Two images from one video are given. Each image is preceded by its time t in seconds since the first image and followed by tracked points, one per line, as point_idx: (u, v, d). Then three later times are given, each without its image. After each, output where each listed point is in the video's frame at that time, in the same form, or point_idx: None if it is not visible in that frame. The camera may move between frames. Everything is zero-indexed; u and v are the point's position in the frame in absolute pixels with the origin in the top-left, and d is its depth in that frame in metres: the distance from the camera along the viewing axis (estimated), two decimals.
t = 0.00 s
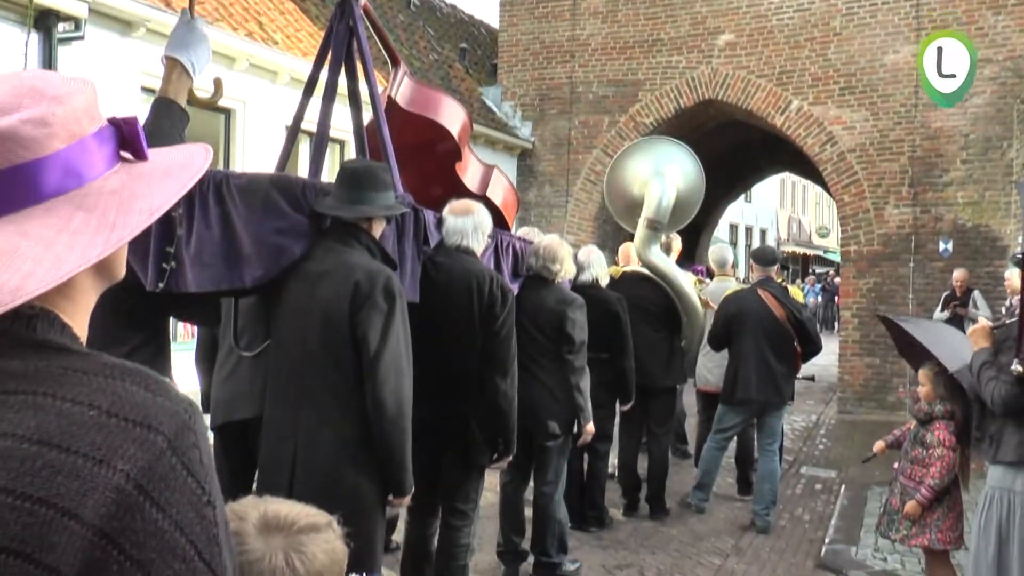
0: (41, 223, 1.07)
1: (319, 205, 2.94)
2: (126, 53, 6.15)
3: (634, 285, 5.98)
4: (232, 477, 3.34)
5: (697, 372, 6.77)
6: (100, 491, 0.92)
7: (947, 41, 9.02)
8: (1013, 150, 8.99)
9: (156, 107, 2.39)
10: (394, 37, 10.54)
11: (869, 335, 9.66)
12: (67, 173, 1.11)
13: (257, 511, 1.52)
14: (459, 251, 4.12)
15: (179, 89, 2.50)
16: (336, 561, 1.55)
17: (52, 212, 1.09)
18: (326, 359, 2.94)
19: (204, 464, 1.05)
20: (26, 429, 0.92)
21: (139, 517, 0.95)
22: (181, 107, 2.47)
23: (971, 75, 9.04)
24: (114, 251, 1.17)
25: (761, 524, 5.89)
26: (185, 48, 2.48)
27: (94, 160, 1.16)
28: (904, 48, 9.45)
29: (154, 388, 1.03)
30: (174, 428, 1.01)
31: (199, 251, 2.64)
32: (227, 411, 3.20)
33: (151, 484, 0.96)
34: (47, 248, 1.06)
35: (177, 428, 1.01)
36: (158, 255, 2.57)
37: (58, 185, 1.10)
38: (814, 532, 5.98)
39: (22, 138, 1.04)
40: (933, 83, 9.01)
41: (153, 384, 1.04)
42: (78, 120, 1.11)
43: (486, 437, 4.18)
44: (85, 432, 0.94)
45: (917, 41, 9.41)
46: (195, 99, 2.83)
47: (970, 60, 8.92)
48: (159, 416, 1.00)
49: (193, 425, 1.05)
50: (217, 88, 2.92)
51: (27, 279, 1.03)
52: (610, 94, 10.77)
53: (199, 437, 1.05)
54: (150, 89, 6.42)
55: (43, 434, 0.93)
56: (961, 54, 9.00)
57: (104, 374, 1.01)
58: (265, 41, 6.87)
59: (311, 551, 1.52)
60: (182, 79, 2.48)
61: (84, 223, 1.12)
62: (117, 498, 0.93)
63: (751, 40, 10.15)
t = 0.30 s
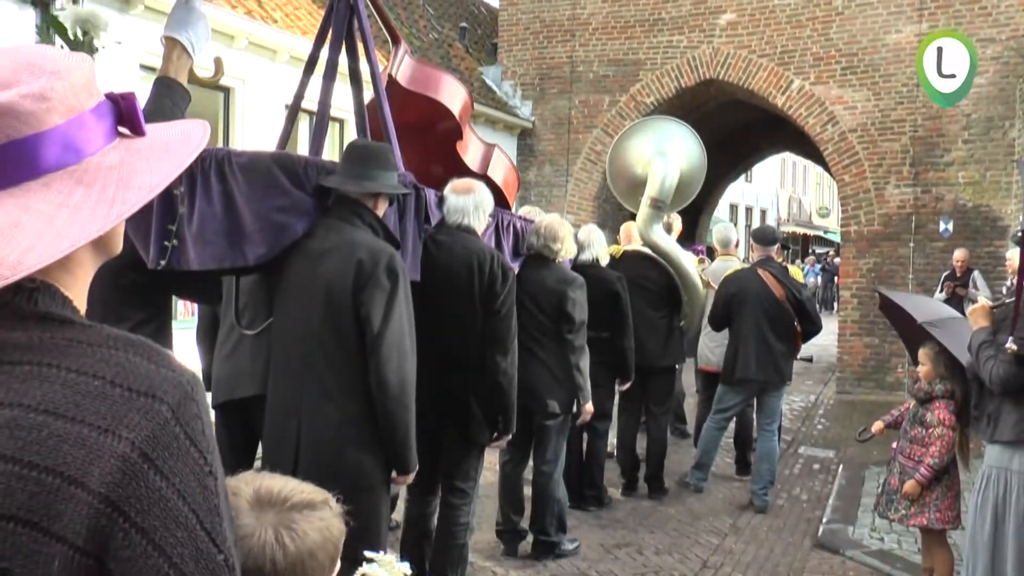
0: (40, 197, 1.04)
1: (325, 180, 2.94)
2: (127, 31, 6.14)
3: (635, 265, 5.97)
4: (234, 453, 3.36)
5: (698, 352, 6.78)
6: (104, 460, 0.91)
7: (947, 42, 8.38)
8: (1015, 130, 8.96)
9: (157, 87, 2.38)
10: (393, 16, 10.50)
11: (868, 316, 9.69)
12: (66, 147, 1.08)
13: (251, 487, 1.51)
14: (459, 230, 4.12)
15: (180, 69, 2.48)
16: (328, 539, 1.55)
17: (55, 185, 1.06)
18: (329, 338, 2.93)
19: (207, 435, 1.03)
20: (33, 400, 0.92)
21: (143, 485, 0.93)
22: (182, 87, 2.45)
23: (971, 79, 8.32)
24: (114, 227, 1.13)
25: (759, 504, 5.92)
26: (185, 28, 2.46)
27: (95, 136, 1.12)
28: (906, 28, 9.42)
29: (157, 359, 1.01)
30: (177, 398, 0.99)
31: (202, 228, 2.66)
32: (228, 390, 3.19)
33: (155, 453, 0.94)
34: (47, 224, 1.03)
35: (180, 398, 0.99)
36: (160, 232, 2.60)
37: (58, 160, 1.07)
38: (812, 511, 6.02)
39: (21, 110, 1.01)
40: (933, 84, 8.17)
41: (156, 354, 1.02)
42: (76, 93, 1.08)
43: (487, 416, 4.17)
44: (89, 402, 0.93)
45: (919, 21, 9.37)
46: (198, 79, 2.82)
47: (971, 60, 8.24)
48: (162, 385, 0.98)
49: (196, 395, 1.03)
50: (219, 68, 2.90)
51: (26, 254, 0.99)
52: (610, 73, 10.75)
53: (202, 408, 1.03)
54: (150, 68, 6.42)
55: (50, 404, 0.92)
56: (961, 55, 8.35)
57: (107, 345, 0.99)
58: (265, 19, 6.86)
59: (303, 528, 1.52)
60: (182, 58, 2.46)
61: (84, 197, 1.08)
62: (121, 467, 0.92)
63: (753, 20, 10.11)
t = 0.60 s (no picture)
0: (35, 177, 1.03)
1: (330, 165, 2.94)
2: (128, 15, 6.13)
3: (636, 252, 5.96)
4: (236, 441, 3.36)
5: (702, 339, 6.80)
6: (96, 441, 0.88)
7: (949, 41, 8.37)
8: (1018, 118, 8.94)
9: (163, 75, 2.38)
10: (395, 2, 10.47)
11: (869, 303, 9.70)
12: (62, 128, 1.06)
13: (263, 470, 1.53)
14: (462, 216, 4.14)
15: (188, 57, 2.47)
16: (336, 526, 1.54)
17: (52, 166, 1.05)
18: (333, 323, 2.94)
19: (201, 419, 1.00)
20: (25, 379, 0.89)
21: (134, 467, 0.90)
22: (188, 75, 2.45)
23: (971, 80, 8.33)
24: (112, 209, 1.11)
25: (760, 491, 5.94)
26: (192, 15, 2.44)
27: (94, 118, 1.11)
28: (909, 15, 9.40)
29: (152, 341, 0.99)
30: (171, 380, 0.96)
31: (204, 214, 2.68)
32: (230, 376, 3.18)
33: (147, 435, 0.92)
34: (40, 204, 1.01)
35: (173, 380, 0.96)
36: (163, 218, 2.63)
37: (55, 142, 1.06)
38: (812, 498, 6.04)
39: (16, 90, 1.00)
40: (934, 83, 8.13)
41: (150, 336, 0.99)
42: (74, 75, 1.07)
43: (488, 403, 4.17)
44: (82, 382, 0.90)
45: (923, 7, 9.35)
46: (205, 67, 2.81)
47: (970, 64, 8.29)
48: (155, 367, 0.95)
49: (191, 378, 1.00)
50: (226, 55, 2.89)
51: (18, 233, 0.97)
52: (612, 60, 10.73)
53: (197, 391, 1.00)
54: (150, 53, 6.42)
55: (41, 384, 0.89)
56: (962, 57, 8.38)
57: (101, 327, 0.97)
58: (265, 5, 6.87)
59: (311, 513, 1.51)
60: (188, 46, 2.44)
61: (80, 177, 1.06)
62: (113, 448, 0.89)
63: (756, 7, 10.08)
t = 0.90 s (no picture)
0: (32, 166, 1.02)
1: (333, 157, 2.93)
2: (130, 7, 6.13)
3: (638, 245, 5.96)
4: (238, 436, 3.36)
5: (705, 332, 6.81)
6: (91, 432, 0.85)
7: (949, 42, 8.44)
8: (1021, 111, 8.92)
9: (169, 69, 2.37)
10: None
11: (870, 297, 9.70)
12: (61, 117, 1.06)
13: (265, 466, 1.54)
14: (464, 208, 4.15)
15: (195, 49, 2.46)
16: (338, 528, 1.53)
17: (50, 156, 1.04)
18: (334, 316, 2.93)
19: (198, 411, 0.96)
20: (20, 369, 0.86)
21: (130, 459, 0.87)
22: (195, 68, 2.44)
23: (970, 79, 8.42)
24: (110, 199, 1.10)
25: (761, 484, 5.94)
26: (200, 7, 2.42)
27: (93, 109, 1.11)
28: (912, 8, 9.38)
29: (148, 331, 0.96)
30: (167, 371, 0.93)
31: (206, 205, 2.68)
32: (231, 369, 3.18)
33: (142, 427, 0.89)
34: (36, 193, 1.00)
35: (169, 371, 0.93)
36: (165, 209, 2.64)
37: (55, 131, 1.05)
38: (812, 492, 6.04)
39: (16, 79, 0.99)
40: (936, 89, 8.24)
41: (146, 327, 0.96)
42: (74, 66, 1.06)
43: (489, 396, 4.17)
44: (77, 373, 0.87)
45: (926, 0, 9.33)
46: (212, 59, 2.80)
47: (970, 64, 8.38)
48: (151, 358, 0.92)
49: (188, 369, 0.97)
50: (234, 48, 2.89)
51: (14, 220, 0.95)
52: (614, 53, 10.72)
53: (194, 383, 0.97)
54: (153, 45, 6.43)
55: (35, 373, 0.86)
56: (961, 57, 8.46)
57: (98, 317, 0.94)
58: None
59: (311, 515, 1.50)
60: (196, 39, 2.43)
61: (76, 167, 1.05)
62: (108, 440, 0.86)
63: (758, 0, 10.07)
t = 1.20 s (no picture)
0: (32, 158, 1.02)
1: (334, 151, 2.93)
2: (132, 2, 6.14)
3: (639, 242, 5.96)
4: (238, 431, 3.37)
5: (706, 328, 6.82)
6: (88, 426, 0.86)
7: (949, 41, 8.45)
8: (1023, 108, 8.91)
9: (175, 67, 2.37)
10: None
11: (870, 293, 9.71)
12: (63, 110, 1.06)
13: (264, 462, 1.54)
14: (464, 204, 4.14)
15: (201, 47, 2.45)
16: (338, 526, 1.53)
17: (50, 149, 1.04)
18: (332, 312, 2.93)
19: (196, 405, 0.97)
20: (19, 362, 0.86)
21: (126, 453, 0.87)
22: (200, 65, 2.44)
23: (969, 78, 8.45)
24: (111, 192, 1.10)
25: (760, 481, 5.95)
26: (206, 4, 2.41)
27: (96, 103, 1.11)
28: (913, 4, 9.37)
29: (146, 325, 0.96)
30: (165, 366, 0.93)
31: (205, 200, 2.66)
32: (231, 364, 3.19)
33: (140, 421, 0.89)
34: (36, 184, 1.00)
35: (168, 365, 0.93)
36: (164, 203, 2.60)
37: (56, 125, 1.05)
38: (811, 488, 6.05)
39: (19, 72, 1.00)
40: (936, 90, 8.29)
41: (145, 321, 0.96)
42: (78, 60, 1.07)
43: (489, 393, 4.17)
44: (75, 366, 0.88)
45: None
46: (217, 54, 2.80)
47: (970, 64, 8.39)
48: (149, 352, 0.93)
49: (186, 364, 0.97)
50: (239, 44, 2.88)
51: (13, 212, 0.96)
52: (615, 49, 10.73)
53: (192, 377, 0.97)
54: (155, 41, 6.43)
55: (34, 366, 0.86)
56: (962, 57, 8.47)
57: (97, 310, 0.94)
58: None
59: (310, 513, 1.50)
60: (201, 37, 2.42)
61: (77, 160, 1.05)
62: (105, 434, 0.86)
63: None
